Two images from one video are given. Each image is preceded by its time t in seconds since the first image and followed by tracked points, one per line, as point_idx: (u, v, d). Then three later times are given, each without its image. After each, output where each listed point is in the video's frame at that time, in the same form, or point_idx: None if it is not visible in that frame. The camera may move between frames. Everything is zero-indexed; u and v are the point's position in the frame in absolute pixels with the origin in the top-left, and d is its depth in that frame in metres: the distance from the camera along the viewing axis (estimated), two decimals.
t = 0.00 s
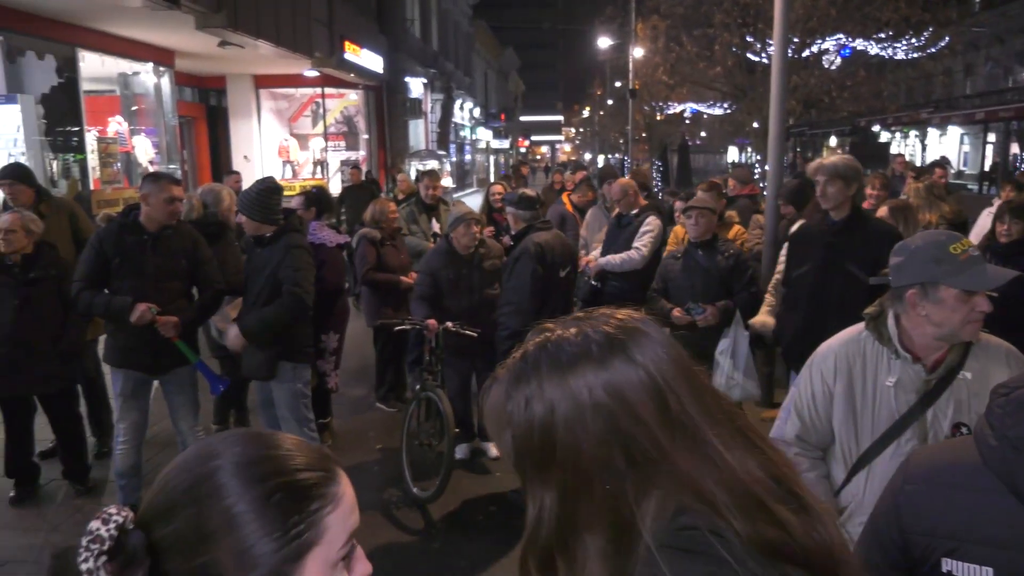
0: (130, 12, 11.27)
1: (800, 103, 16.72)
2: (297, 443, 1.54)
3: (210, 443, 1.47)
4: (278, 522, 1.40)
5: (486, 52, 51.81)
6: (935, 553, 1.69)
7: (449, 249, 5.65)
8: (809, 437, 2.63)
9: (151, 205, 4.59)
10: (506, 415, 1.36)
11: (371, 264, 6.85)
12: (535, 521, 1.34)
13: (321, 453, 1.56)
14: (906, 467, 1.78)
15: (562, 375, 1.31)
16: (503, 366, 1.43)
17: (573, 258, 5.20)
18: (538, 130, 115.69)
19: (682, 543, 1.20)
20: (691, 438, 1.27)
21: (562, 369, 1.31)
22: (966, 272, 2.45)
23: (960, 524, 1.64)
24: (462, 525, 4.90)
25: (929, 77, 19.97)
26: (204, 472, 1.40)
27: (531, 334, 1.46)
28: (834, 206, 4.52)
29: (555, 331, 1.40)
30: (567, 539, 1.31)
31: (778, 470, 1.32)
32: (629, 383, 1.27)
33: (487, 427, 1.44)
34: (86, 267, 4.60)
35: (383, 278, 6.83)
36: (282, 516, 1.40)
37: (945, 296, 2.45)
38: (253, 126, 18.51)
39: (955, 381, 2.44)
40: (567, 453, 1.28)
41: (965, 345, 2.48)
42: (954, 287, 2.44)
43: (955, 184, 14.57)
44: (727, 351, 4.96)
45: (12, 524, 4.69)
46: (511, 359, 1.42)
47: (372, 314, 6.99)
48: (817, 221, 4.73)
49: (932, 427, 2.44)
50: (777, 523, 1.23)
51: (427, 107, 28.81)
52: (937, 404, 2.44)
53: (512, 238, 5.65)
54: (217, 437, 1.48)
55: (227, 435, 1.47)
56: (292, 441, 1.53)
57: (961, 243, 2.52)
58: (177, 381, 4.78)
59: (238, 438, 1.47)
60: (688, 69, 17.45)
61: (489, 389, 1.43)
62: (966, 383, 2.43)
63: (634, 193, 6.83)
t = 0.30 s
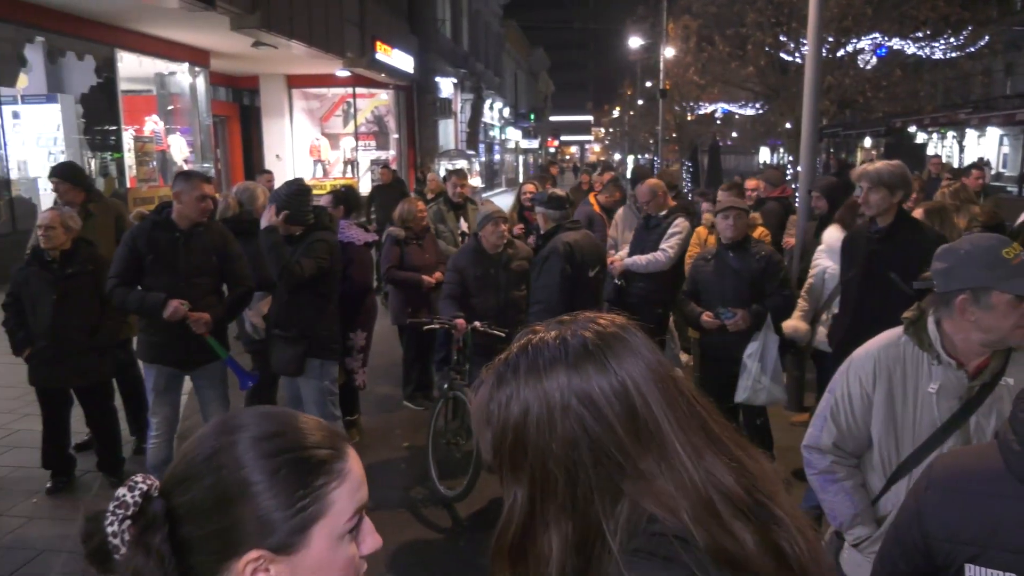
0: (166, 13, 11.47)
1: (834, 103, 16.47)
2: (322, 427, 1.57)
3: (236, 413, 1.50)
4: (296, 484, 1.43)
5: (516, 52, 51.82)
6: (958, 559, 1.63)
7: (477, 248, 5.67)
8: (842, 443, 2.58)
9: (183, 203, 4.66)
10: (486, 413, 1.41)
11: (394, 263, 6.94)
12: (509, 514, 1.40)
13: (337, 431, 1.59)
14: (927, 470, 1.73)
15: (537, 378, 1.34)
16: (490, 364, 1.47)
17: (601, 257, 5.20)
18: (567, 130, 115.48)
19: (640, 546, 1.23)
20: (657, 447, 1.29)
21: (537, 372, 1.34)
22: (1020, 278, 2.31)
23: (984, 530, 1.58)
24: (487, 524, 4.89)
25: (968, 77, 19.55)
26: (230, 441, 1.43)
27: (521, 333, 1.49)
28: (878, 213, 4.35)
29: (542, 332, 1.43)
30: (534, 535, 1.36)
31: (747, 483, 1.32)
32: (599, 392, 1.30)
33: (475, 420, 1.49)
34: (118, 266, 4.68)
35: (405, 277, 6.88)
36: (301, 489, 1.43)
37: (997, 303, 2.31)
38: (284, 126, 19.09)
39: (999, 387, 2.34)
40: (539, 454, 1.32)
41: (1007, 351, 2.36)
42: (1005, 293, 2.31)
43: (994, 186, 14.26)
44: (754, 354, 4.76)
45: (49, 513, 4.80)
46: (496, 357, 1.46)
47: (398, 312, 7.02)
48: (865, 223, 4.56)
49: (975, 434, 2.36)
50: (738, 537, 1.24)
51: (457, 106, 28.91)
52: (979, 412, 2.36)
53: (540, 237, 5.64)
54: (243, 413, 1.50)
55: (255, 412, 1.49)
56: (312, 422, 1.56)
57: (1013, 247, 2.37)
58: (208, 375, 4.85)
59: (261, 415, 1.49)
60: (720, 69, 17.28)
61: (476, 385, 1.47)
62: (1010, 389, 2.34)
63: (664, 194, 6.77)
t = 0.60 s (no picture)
0: (194, 14, 11.63)
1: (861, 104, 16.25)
2: (309, 401, 1.59)
3: (209, 414, 1.47)
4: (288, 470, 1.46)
5: (540, 52, 51.80)
6: (978, 564, 1.57)
7: (500, 248, 5.68)
8: (876, 451, 2.52)
9: (207, 202, 4.72)
10: (513, 382, 1.38)
11: (415, 262, 6.99)
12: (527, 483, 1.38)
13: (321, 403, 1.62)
14: (953, 472, 1.66)
15: (571, 355, 1.32)
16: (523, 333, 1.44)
17: (624, 256, 5.22)
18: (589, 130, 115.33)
19: (648, 539, 1.24)
20: (676, 443, 1.28)
21: (571, 350, 1.32)
22: None
23: (1005, 533, 1.53)
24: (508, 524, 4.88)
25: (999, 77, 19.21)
26: (205, 438, 1.43)
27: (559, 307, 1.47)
28: (910, 212, 4.25)
29: (582, 311, 1.41)
30: (550, 511, 1.33)
31: (764, 493, 1.33)
32: (628, 381, 1.28)
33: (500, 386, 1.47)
34: (144, 264, 4.73)
35: (426, 276, 6.90)
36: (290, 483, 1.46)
37: None
38: (309, 126, 19.32)
39: None
40: (562, 430, 1.31)
41: None
42: None
43: None
44: (782, 360, 4.67)
45: (76, 506, 4.90)
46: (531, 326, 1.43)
47: (419, 311, 7.05)
48: (896, 225, 4.48)
49: (1013, 438, 2.30)
50: (742, 544, 1.25)
51: (480, 107, 28.96)
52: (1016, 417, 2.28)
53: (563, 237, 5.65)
54: (211, 405, 1.49)
55: (231, 404, 1.49)
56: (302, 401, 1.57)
57: None
58: (232, 372, 4.91)
59: (229, 405, 1.48)
60: (745, 69, 17.14)
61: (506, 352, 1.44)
62: None
63: (687, 195, 6.71)
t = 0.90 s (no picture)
0: (224, 15, 11.78)
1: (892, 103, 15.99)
2: (302, 400, 1.58)
3: (205, 430, 1.44)
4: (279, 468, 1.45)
5: (565, 51, 51.68)
6: (1010, 570, 1.43)
7: (526, 247, 5.67)
8: (912, 457, 2.47)
9: (234, 200, 4.76)
10: (584, 359, 1.40)
11: (440, 261, 7.02)
12: (591, 463, 1.39)
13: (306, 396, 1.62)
14: (986, 478, 1.54)
15: (649, 339, 1.34)
16: (592, 316, 1.46)
17: (651, 254, 5.40)
18: (615, 129, 114.92)
19: (703, 526, 1.27)
20: (742, 436, 1.31)
21: (649, 334, 1.35)
22: None
23: None
24: (531, 523, 4.86)
25: None
26: (210, 456, 1.42)
27: (624, 295, 1.50)
28: (949, 215, 4.15)
29: (654, 299, 1.44)
30: (615, 483, 1.34)
31: (813, 503, 1.33)
32: (705, 367, 1.31)
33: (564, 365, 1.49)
34: (172, 262, 4.78)
35: (452, 275, 6.93)
36: (284, 490, 1.44)
37: None
38: (335, 125, 19.49)
39: None
40: (633, 411, 1.33)
41: None
42: None
43: None
44: (816, 365, 4.65)
45: (107, 499, 4.97)
46: (602, 309, 1.45)
47: (444, 310, 7.08)
48: (930, 226, 4.39)
49: None
50: (792, 548, 1.27)
51: (505, 106, 28.97)
52: None
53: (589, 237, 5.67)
54: (203, 419, 1.46)
55: (217, 414, 1.46)
56: (282, 394, 1.55)
57: None
58: (258, 369, 4.95)
59: (219, 415, 1.46)
60: (773, 68, 16.96)
61: (573, 331, 1.46)
62: None
63: (715, 195, 6.64)
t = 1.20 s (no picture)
0: (260, 16, 11.95)
1: (931, 101, 15.65)
2: (332, 397, 1.58)
3: (246, 439, 1.44)
4: (316, 470, 1.46)
5: (597, 51, 51.43)
6: None
7: (559, 247, 5.66)
8: (955, 464, 2.42)
9: (264, 199, 4.83)
10: (644, 359, 1.48)
11: (471, 260, 7.04)
12: (654, 460, 1.46)
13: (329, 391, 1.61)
14: None
15: (708, 338, 1.42)
16: (646, 316, 1.54)
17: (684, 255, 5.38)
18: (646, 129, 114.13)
19: (757, 519, 1.34)
20: (796, 428, 1.40)
21: (709, 332, 1.43)
22: None
23: None
24: (560, 523, 4.84)
25: None
26: (253, 463, 1.42)
27: (670, 296, 1.59)
28: (996, 220, 4.01)
29: (702, 300, 1.53)
30: (678, 484, 1.42)
31: (856, 488, 1.42)
32: (767, 360, 1.40)
33: (616, 366, 1.56)
34: (206, 259, 4.85)
35: (483, 274, 6.96)
36: (326, 491, 1.46)
37: None
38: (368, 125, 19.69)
39: None
40: (696, 406, 1.40)
41: None
42: None
43: None
44: (852, 369, 4.60)
45: (144, 491, 5.07)
46: (655, 311, 1.54)
47: (474, 308, 7.10)
48: (973, 226, 4.27)
49: None
50: (842, 540, 1.35)
51: (536, 106, 28.91)
52: None
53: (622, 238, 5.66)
54: (244, 426, 1.46)
55: (254, 420, 1.46)
56: (307, 391, 1.56)
57: None
58: (288, 366, 4.99)
59: (256, 421, 1.46)
60: (808, 66, 16.72)
61: (626, 333, 1.55)
62: None
63: (749, 195, 6.56)
